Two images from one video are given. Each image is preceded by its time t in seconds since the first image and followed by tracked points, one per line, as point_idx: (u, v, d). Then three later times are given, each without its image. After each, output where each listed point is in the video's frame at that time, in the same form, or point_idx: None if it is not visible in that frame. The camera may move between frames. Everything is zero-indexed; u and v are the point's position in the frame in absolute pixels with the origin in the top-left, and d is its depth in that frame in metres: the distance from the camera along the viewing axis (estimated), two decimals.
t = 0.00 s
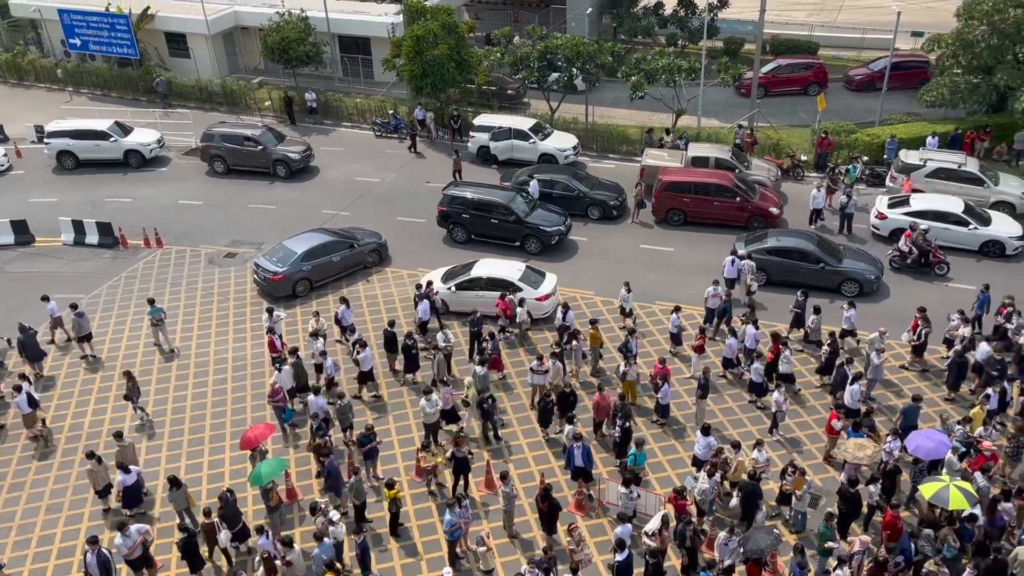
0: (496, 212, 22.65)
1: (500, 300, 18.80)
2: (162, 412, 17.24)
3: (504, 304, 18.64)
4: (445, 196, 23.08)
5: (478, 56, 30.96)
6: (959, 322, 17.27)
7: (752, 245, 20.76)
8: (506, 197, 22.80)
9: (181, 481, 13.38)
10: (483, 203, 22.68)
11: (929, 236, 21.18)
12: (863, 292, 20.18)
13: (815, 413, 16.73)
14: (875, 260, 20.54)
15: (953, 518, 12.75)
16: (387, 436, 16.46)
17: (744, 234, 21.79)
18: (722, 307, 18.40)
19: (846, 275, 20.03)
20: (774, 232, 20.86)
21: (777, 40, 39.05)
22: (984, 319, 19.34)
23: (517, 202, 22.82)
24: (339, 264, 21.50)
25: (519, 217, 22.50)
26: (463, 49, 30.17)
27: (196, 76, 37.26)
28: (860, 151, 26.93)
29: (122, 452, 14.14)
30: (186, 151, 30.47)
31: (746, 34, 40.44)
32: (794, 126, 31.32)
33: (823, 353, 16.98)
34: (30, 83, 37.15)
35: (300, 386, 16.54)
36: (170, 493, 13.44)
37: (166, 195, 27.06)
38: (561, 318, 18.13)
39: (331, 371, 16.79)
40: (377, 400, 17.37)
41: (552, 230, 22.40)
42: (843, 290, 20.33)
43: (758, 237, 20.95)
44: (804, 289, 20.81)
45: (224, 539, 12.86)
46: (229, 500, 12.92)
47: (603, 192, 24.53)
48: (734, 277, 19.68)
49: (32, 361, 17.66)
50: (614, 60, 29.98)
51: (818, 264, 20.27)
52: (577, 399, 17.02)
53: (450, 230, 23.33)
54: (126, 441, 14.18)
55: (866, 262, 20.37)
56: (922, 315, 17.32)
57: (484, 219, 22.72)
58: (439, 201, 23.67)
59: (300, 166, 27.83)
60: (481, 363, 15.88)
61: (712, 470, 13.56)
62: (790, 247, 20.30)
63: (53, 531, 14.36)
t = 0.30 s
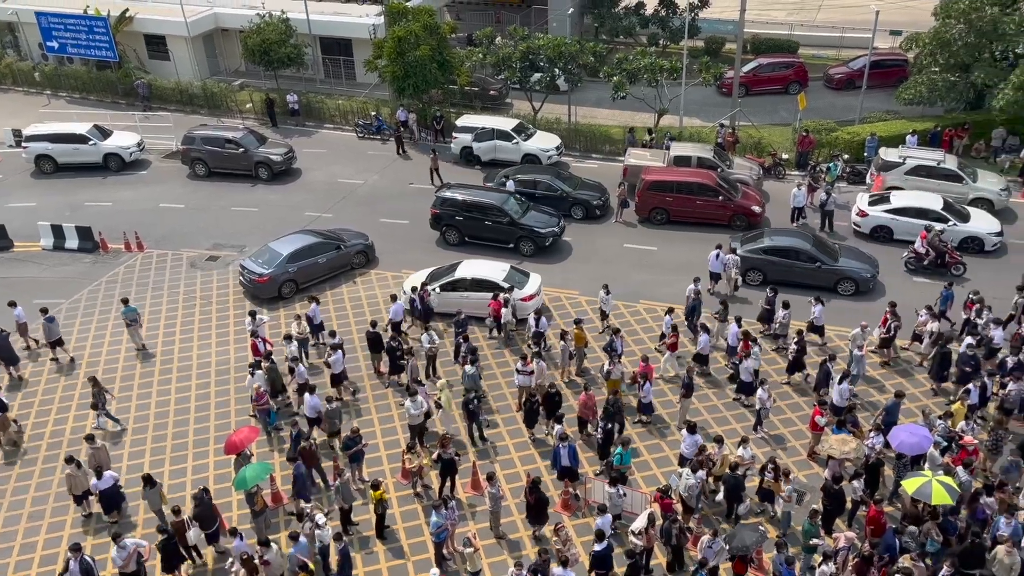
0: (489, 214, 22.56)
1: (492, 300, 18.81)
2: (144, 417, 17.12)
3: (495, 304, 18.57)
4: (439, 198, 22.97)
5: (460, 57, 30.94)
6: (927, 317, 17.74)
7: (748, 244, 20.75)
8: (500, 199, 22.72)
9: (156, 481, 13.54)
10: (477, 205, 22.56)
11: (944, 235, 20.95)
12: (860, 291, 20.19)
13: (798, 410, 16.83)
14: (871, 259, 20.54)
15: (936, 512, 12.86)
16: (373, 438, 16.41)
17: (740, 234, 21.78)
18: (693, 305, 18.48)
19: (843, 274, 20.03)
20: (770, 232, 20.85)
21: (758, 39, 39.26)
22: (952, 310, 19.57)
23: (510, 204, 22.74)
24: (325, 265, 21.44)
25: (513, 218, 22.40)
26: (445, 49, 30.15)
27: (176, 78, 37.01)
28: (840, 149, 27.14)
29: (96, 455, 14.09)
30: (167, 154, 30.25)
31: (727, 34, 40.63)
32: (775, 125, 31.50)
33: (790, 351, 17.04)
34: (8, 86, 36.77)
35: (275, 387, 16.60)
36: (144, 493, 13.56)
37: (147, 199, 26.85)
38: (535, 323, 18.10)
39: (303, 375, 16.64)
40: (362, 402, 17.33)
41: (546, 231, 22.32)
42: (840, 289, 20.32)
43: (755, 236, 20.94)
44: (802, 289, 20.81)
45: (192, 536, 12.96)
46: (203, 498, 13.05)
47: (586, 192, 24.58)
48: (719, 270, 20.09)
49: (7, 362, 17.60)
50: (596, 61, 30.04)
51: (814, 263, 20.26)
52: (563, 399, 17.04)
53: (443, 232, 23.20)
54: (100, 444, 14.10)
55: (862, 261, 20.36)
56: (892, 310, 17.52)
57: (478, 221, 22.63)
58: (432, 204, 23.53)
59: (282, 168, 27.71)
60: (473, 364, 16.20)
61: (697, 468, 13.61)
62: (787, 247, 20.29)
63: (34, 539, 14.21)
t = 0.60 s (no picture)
0: (481, 216, 22.41)
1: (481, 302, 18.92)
2: (124, 423, 16.96)
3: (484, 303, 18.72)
4: (429, 201, 22.73)
5: (439, 58, 30.89)
6: (894, 311, 17.96)
7: (742, 244, 20.75)
8: (490, 201, 22.59)
9: (129, 481, 13.41)
10: (468, 207, 22.40)
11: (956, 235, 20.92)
12: (853, 289, 20.31)
13: (780, 406, 16.94)
14: (864, 256, 20.64)
15: (917, 506, 12.99)
16: (356, 441, 16.35)
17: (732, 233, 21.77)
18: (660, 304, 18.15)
19: (837, 272, 20.11)
20: (764, 231, 20.87)
21: (736, 39, 39.46)
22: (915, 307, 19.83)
23: (501, 206, 22.62)
24: (309, 267, 21.34)
25: (505, 220, 22.29)
26: (424, 50, 30.10)
27: (153, 81, 36.69)
28: (818, 148, 27.36)
29: (71, 459, 13.98)
30: (145, 157, 29.99)
31: (706, 33, 40.83)
32: (754, 124, 31.68)
33: (756, 346, 17.21)
34: None
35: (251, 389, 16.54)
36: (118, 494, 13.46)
37: (125, 202, 26.60)
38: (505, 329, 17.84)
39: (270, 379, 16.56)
40: (345, 405, 17.26)
41: (538, 232, 22.24)
42: (834, 287, 20.42)
43: (748, 235, 20.94)
44: (795, 287, 20.88)
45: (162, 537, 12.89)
46: (176, 499, 12.95)
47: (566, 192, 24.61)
48: (701, 266, 20.20)
49: None
50: (575, 61, 30.06)
51: (808, 262, 20.31)
52: (546, 399, 17.05)
53: (434, 234, 22.99)
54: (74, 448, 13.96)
55: (855, 259, 20.46)
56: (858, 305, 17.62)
57: (469, 223, 22.46)
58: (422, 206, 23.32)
59: (261, 171, 27.55)
60: (457, 363, 16.23)
61: (681, 466, 13.65)
62: (780, 246, 20.32)
63: (14, 547, 14.04)
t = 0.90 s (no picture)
0: (471, 218, 22.30)
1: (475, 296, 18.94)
2: (101, 429, 16.78)
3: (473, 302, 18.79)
4: (419, 203, 22.58)
5: (418, 58, 30.81)
6: (860, 307, 18.15)
7: (735, 243, 20.79)
8: (480, 202, 22.47)
9: (103, 481, 13.34)
10: (459, 208, 22.28)
11: (962, 235, 21.05)
12: (846, 287, 20.37)
13: (761, 402, 17.05)
14: (856, 254, 20.67)
15: (896, 500, 13.10)
16: (338, 443, 16.28)
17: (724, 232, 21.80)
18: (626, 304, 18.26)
19: (829, 271, 20.16)
20: (756, 229, 20.92)
21: (714, 37, 39.67)
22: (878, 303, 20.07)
23: (491, 207, 22.51)
24: (292, 268, 21.27)
25: (496, 221, 22.20)
26: (403, 51, 30.04)
27: (129, 82, 36.34)
28: (796, 145, 27.57)
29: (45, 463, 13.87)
30: (121, 160, 29.70)
31: (683, 33, 41.02)
32: (732, 122, 31.86)
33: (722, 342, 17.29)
34: None
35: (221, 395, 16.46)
36: (91, 493, 13.37)
37: (101, 206, 26.32)
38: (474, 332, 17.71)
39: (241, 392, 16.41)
40: (326, 407, 17.18)
41: (529, 234, 22.18)
42: (826, 286, 20.48)
43: (741, 234, 20.97)
44: (788, 285, 20.93)
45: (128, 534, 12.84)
46: (144, 499, 12.95)
47: (546, 192, 24.65)
48: (683, 258, 20.64)
49: None
50: (554, 60, 30.08)
51: (800, 261, 20.35)
52: (528, 399, 17.07)
53: (425, 237, 22.85)
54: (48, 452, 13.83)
55: (847, 256, 20.49)
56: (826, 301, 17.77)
57: (460, 225, 22.35)
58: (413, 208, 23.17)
59: (239, 173, 27.37)
60: (441, 362, 16.24)
61: (663, 462, 13.70)
62: (772, 245, 20.37)
63: None
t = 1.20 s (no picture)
0: (463, 219, 22.15)
1: (463, 296, 19.03)
2: (79, 435, 16.60)
3: (463, 302, 18.74)
4: (409, 205, 22.38)
5: (396, 58, 30.72)
6: (827, 302, 18.36)
7: (727, 241, 20.85)
8: (471, 202, 22.35)
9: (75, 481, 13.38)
10: (449, 209, 22.16)
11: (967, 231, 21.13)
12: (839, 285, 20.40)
13: (741, 398, 17.15)
14: (849, 252, 20.71)
15: (875, 493, 13.23)
16: (320, 445, 16.21)
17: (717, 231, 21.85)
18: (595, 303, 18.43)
19: (822, 268, 20.20)
20: (748, 228, 21.00)
21: (691, 36, 39.85)
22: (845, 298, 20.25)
23: (482, 207, 22.38)
24: (275, 269, 21.19)
25: (487, 222, 22.09)
26: (381, 50, 29.94)
27: (103, 84, 35.94)
28: (773, 143, 27.76)
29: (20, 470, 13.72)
30: (96, 162, 29.38)
31: (661, 32, 41.18)
32: (710, 120, 32.04)
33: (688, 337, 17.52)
34: None
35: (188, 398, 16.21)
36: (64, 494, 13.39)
37: (76, 209, 26.03)
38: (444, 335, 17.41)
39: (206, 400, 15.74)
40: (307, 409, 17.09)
41: (521, 235, 22.09)
42: (819, 283, 20.52)
43: (733, 233, 21.05)
44: (781, 283, 20.98)
45: (91, 535, 13.05)
46: (111, 500, 12.94)
47: (526, 191, 24.68)
48: (666, 252, 20.93)
49: None
50: (532, 59, 30.09)
51: (792, 259, 20.40)
52: (510, 397, 17.09)
53: (415, 238, 22.67)
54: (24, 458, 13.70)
55: (839, 254, 20.57)
56: (794, 296, 18.05)
57: (451, 226, 22.19)
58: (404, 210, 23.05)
59: (217, 174, 27.17)
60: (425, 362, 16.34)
61: (646, 459, 13.75)
62: (765, 243, 20.43)
63: None
